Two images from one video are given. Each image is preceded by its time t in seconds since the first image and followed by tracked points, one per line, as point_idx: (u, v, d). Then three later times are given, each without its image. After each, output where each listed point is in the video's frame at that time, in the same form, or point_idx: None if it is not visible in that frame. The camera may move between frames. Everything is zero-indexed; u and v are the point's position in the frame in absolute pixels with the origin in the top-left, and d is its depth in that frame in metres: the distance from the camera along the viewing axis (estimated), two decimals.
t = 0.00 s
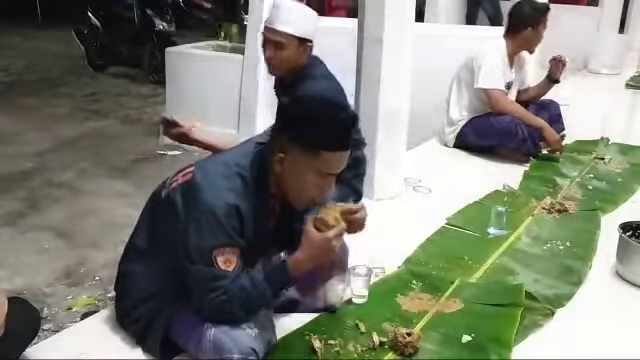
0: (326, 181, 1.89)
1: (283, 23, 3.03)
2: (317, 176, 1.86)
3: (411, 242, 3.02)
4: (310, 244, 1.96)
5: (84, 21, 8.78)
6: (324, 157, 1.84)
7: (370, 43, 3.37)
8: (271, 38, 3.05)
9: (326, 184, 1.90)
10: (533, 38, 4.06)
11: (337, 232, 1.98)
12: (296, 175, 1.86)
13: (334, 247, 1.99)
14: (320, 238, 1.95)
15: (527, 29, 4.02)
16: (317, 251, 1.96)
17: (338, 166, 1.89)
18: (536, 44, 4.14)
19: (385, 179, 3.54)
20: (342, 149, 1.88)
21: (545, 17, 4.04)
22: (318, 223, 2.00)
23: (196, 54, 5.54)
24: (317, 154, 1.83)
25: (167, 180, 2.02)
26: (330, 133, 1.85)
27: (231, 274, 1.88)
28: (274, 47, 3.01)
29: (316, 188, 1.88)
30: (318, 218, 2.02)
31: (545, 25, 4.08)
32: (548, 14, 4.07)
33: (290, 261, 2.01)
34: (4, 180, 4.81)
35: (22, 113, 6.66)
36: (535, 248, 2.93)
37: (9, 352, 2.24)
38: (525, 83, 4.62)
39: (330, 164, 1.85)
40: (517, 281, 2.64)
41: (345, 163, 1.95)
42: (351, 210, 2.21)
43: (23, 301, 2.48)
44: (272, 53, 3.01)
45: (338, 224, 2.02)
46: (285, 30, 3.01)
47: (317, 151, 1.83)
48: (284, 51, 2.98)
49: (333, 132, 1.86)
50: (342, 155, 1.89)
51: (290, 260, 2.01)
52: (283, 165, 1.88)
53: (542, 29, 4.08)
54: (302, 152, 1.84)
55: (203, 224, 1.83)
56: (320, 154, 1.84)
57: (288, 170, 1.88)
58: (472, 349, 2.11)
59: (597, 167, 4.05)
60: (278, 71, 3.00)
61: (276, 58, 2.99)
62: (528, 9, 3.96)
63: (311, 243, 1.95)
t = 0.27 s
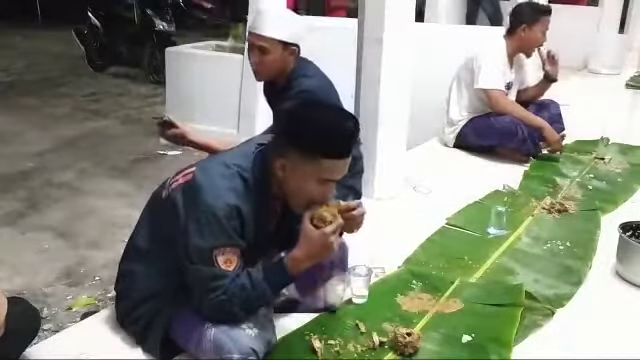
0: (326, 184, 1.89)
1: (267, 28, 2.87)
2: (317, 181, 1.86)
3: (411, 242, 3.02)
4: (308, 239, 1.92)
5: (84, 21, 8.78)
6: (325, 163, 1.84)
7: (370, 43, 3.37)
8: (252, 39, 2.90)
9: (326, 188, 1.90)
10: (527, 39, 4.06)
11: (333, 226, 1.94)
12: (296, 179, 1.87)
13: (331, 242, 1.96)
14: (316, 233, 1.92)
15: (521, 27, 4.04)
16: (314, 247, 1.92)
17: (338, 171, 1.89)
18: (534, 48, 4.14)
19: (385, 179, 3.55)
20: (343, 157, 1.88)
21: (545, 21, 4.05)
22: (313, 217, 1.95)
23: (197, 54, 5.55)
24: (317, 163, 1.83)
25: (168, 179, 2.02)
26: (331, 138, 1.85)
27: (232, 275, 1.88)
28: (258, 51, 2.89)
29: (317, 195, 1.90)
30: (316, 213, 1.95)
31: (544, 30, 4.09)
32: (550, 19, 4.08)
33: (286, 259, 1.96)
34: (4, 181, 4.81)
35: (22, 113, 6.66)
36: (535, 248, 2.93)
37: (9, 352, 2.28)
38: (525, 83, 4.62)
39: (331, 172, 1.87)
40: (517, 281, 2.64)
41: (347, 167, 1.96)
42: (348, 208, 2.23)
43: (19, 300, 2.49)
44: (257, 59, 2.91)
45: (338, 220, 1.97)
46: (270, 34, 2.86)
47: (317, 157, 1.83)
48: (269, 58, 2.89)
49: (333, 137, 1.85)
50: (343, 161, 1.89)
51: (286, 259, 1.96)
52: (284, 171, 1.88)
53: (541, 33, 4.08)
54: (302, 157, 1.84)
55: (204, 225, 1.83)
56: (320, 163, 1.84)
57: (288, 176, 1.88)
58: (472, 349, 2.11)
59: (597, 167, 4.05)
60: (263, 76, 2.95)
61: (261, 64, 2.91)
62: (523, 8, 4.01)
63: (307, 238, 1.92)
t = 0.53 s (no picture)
0: (326, 187, 1.89)
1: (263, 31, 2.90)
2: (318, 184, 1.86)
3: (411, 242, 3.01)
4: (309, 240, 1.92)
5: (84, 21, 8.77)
6: (326, 167, 1.84)
7: (370, 43, 3.36)
8: (246, 43, 2.93)
9: (326, 191, 1.90)
10: (526, 40, 4.06)
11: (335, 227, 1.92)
12: (297, 182, 1.87)
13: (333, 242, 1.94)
14: (317, 234, 1.91)
15: (522, 28, 4.05)
16: (315, 248, 1.92)
17: (339, 175, 1.88)
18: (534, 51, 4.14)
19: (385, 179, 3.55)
20: (344, 161, 1.88)
21: (547, 23, 4.05)
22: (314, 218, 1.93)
23: (196, 54, 5.55)
24: (318, 166, 1.83)
25: (167, 179, 2.02)
26: (332, 141, 1.84)
27: (232, 275, 1.88)
28: (252, 54, 2.91)
29: (318, 198, 1.90)
30: (318, 214, 1.92)
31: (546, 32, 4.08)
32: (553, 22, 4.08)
33: (286, 259, 1.95)
34: (4, 181, 4.81)
35: (22, 113, 6.66)
36: (535, 248, 2.93)
37: (9, 352, 2.27)
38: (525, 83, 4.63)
39: (331, 177, 1.87)
40: (517, 280, 2.64)
41: (348, 171, 1.96)
42: (350, 209, 2.22)
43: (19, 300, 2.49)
44: (252, 61, 2.92)
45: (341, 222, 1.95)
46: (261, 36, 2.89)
47: (318, 161, 1.83)
48: (262, 60, 2.89)
49: (334, 140, 1.85)
50: (344, 165, 1.88)
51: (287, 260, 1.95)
52: (284, 173, 1.88)
53: (542, 35, 4.07)
54: (301, 161, 1.84)
55: (204, 225, 1.83)
56: (321, 167, 1.84)
57: (288, 179, 1.88)
58: (472, 349, 2.11)
59: (597, 167, 4.04)
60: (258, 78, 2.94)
61: (256, 66, 2.91)
62: (525, 9, 4.02)
63: (308, 238, 1.91)
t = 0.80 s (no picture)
0: (326, 189, 1.89)
1: (263, 30, 2.91)
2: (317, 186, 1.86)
3: (411, 243, 3.01)
4: (309, 240, 1.92)
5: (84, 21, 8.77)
6: (326, 170, 1.84)
7: (370, 43, 3.37)
8: (247, 42, 2.96)
9: (326, 192, 1.90)
10: (526, 40, 4.06)
11: (335, 228, 1.93)
12: (296, 183, 1.87)
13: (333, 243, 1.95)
14: (318, 235, 1.92)
15: (521, 27, 4.05)
16: (315, 249, 1.92)
17: (338, 177, 1.88)
18: (533, 51, 4.13)
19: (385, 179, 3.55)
20: (344, 163, 1.87)
21: (547, 23, 4.04)
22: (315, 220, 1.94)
23: (197, 54, 5.55)
24: (319, 169, 1.83)
25: (167, 179, 2.02)
26: (332, 144, 1.84)
27: (232, 275, 1.88)
28: (252, 54, 2.94)
29: (317, 200, 1.90)
30: (319, 214, 1.93)
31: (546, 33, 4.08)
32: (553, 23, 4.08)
33: (286, 259, 1.96)
34: (4, 181, 4.81)
35: (22, 113, 6.66)
36: (535, 248, 2.93)
37: (9, 352, 2.25)
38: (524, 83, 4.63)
39: (331, 178, 1.87)
40: (517, 281, 2.64)
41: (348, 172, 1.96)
42: (350, 211, 2.23)
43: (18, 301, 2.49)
44: (252, 61, 2.95)
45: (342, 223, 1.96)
46: (262, 36, 2.89)
47: (317, 164, 1.83)
48: (262, 60, 2.92)
49: (334, 142, 1.85)
50: (344, 167, 1.88)
51: (287, 259, 1.96)
52: (284, 174, 1.88)
53: (541, 36, 4.07)
54: (301, 163, 1.84)
55: (204, 225, 1.84)
56: (322, 169, 1.84)
57: (289, 181, 1.88)
58: (472, 349, 2.11)
59: (597, 167, 4.05)
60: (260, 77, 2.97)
61: (256, 66, 2.94)
62: (526, 8, 4.02)
63: (308, 239, 1.92)
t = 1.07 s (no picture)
0: (326, 189, 1.89)
1: (264, 28, 2.90)
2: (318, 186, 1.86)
3: (411, 243, 3.01)
4: (309, 240, 1.91)
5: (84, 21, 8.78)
6: (326, 170, 1.84)
7: (370, 43, 3.37)
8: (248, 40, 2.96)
9: (326, 192, 1.90)
10: (526, 39, 4.06)
11: (334, 228, 1.92)
12: (297, 184, 1.87)
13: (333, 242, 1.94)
14: (317, 235, 1.91)
15: (521, 26, 4.06)
16: (315, 248, 1.92)
17: (338, 177, 1.88)
18: (533, 51, 4.12)
19: (385, 178, 3.54)
20: (344, 163, 1.87)
21: (547, 22, 4.04)
22: (315, 220, 1.92)
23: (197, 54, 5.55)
24: (319, 169, 1.83)
25: (167, 179, 2.02)
26: (332, 145, 1.84)
27: (232, 275, 1.88)
28: (253, 52, 2.94)
29: (318, 200, 1.90)
30: (319, 213, 1.91)
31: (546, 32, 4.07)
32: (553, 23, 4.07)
33: (286, 259, 1.96)
34: (4, 181, 4.81)
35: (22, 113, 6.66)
36: (536, 248, 2.93)
37: (10, 351, 2.25)
38: (525, 83, 4.62)
39: (332, 178, 1.87)
40: (517, 281, 2.64)
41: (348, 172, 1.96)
42: (350, 211, 2.23)
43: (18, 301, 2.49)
44: (252, 59, 2.95)
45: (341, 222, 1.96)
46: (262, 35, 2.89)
47: (318, 164, 1.83)
48: (262, 58, 2.92)
49: (335, 143, 1.84)
50: (344, 168, 1.88)
51: (287, 259, 1.96)
52: (285, 175, 1.88)
53: (540, 35, 4.06)
54: (301, 163, 1.84)
55: (205, 225, 1.84)
56: (323, 169, 1.84)
57: (289, 181, 1.88)
58: (472, 349, 2.11)
59: (597, 167, 4.05)
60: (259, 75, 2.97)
61: (256, 64, 2.93)
62: (526, 8, 4.03)
63: (308, 239, 1.92)
